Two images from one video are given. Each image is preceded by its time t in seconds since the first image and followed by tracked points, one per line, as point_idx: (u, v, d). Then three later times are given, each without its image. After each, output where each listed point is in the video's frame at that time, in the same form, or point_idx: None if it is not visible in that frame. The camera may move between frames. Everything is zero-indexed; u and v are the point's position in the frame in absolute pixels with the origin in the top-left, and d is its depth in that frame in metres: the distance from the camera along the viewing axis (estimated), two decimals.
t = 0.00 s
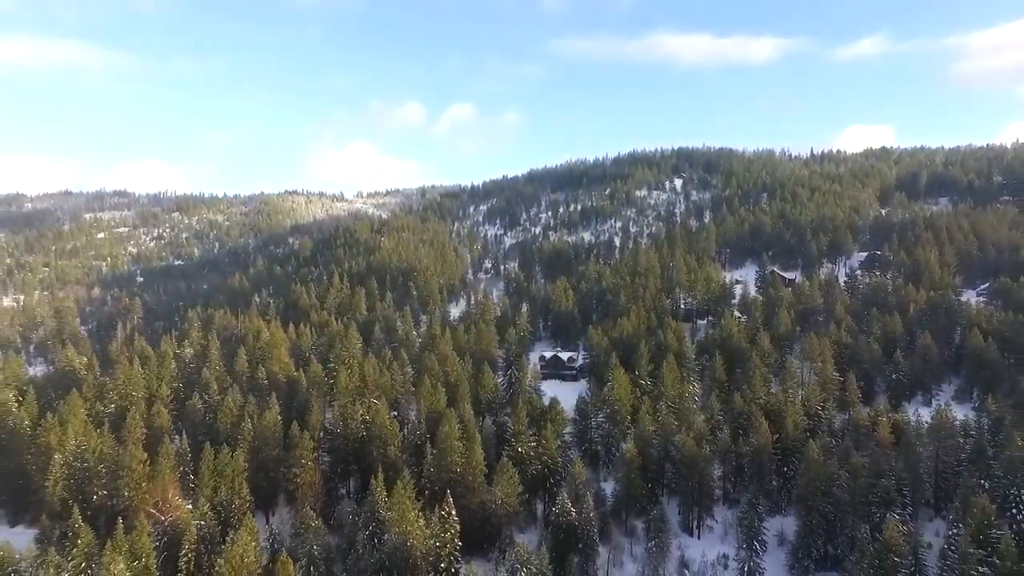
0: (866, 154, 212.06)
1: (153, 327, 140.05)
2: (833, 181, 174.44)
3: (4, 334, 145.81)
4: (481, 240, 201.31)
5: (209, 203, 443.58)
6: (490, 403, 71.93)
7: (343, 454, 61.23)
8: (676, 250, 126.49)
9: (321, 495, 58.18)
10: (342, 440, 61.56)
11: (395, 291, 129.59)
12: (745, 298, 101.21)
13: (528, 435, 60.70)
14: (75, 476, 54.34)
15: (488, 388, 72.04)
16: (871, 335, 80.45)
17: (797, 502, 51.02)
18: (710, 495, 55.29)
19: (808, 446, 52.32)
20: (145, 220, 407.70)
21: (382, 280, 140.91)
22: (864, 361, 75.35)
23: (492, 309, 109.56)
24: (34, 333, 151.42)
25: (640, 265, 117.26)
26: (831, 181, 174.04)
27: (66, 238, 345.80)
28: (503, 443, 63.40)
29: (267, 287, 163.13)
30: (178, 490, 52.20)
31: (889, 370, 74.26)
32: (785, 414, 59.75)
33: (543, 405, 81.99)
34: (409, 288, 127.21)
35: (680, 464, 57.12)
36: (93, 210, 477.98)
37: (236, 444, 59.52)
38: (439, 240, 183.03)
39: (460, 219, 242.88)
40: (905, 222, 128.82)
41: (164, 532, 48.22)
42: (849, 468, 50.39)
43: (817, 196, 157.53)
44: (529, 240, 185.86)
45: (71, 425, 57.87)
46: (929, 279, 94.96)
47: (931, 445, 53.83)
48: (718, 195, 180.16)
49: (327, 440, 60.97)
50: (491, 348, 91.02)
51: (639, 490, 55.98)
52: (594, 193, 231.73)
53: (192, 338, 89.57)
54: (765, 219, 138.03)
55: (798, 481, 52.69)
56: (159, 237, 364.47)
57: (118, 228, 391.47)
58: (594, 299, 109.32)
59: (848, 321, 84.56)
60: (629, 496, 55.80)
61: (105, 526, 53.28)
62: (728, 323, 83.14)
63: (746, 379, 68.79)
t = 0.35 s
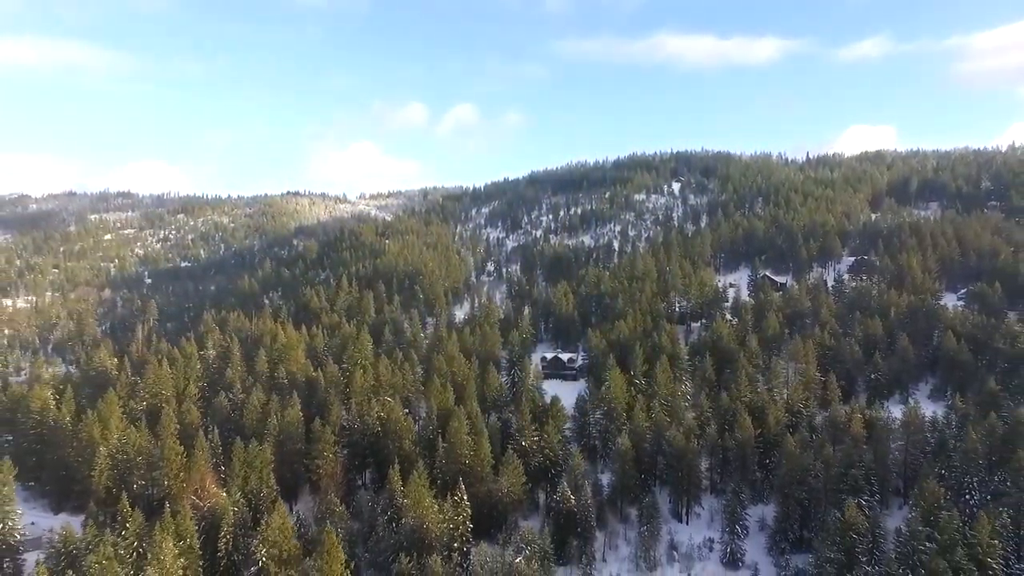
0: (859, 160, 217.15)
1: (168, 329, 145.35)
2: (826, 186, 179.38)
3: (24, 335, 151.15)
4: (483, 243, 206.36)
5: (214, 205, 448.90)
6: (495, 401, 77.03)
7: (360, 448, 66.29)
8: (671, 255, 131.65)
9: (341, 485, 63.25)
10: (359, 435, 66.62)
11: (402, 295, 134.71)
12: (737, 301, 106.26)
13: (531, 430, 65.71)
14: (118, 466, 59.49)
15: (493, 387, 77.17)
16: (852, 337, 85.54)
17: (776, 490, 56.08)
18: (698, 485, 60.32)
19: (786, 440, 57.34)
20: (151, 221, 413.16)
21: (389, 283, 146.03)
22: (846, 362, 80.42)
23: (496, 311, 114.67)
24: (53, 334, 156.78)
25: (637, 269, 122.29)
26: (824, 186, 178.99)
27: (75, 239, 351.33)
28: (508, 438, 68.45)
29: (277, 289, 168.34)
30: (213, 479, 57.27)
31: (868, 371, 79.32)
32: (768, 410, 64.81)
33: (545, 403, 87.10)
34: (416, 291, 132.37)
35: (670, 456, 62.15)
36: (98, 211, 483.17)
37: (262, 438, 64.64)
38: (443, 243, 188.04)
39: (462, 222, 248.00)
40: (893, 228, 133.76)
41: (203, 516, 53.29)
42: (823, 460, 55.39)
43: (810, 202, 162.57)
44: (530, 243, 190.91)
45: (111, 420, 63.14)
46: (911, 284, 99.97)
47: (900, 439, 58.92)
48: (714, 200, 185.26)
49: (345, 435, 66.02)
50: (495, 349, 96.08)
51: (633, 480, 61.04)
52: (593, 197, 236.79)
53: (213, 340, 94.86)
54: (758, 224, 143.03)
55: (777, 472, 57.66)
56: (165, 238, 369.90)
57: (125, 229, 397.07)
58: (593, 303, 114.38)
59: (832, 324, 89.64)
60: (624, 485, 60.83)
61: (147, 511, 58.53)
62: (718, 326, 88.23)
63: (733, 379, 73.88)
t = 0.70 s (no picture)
0: (856, 166, 221.44)
1: (186, 331, 150.75)
2: (823, 191, 183.72)
3: (45, 335, 156.58)
4: (488, 246, 211.24)
5: (221, 206, 454.55)
6: (503, 396, 82.03)
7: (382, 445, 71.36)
8: (670, 259, 136.47)
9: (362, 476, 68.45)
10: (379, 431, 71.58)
11: (411, 298, 139.78)
12: (733, 305, 111.07)
13: (537, 426, 70.67)
14: (156, 459, 64.65)
15: (501, 386, 82.15)
16: (841, 340, 90.31)
17: (764, 481, 60.90)
18: (691, 477, 65.37)
19: (772, 436, 62.06)
20: (161, 222, 419.31)
21: (398, 286, 151.09)
22: (834, 363, 85.21)
23: (501, 313, 119.69)
24: (73, 334, 162.31)
25: (637, 272, 127.15)
26: (821, 191, 183.47)
27: (85, 241, 357.36)
28: (515, 434, 73.52)
29: (289, 292, 173.66)
30: (246, 470, 62.53)
31: (855, 372, 84.15)
32: (757, 407, 69.68)
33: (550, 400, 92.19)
34: (424, 295, 137.41)
35: (665, 450, 67.01)
36: (107, 212, 489.06)
37: (287, 433, 69.78)
38: (450, 246, 193.07)
39: (468, 225, 252.97)
40: (885, 233, 138.29)
41: (238, 503, 58.54)
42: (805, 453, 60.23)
43: (807, 206, 167.08)
44: (534, 247, 195.76)
45: (146, 416, 68.22)
46: (899, 288, 104.49)
47: (879, 435, 63.80)
48: (713, 205, 190.00)
49: (364, 431, 71.14)
50: (501, 349, 101.24)
51: (631, 473, 65.99)
52: (596, 200, 241.45)
53: (234, 342, 99.98)
54: (755, 228, 147.72)
55: (764, 464, 62.53)
56: (174, 239, 375.98)
57: (134, 230, 402.98)
58: (594, 305, 119.36)
59: (821, 326, 94.42)
60: (622, 478, 65.85)
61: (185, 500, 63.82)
62: (713, 329, 93.14)
63: (726, 379, 78.74)
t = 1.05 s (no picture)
0: (859, 170, 224.58)
1: (204, 332, 155.77)
2: (825, 195, 187.24)
3: (68, 334, 161.85)
4: (497, 248, 215.63)
5: (232, 207, 460.59)
6: (513, 395, 86.48)
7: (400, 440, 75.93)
8: (674, 263, 140.44)
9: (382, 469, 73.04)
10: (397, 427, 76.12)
11: (422, 300, 144.32)
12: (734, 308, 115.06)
13: (545, 423, 75.04)
14: (191, 452, 69.38)
15: (512, 385, 86.55)
16: (837, 341, 94.21)
17: (758, 475, 65.08)
18: (690, 471, 69.59)
19: (767, 433, 66.23)
20: (173, 224, 425.76)
21: (409, 288, 155.59)
22: (829, 364, 89.19)
23: (510, 314, 124.03)
24: (95, 334, 167.52)
25: (642, 275, 131.28)
26: (823, 195, 186.92)
27: (100, 241, 363.67)
28: (525, 431, 77.87)
29: (303, 294, 178.53)
30: (275, 462, 67.26)
31: (849, 372, 88.13)
32: (754, 406, 73.85)
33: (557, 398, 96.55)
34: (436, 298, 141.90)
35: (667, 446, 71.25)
36: (119, 213, 496.01)
37: (311, 428, 74.41)
38: (459, 249, 197.54)
39: (476, 227, 257.49)
40: (884, 237, 141.82)
41: (269, 493, 63.29)
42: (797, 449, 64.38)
43: (809, 209, 170.66)
44: (541, 249, 199.97)
45: (180, 412, 72.98)
46: (894, 292, 108.23)
47: (868, 432, 67.91)
48: (717, 209, 193.84)
49: (383, 428, 75.74)
50: (510, 350, 105.66)
51: (634, 467, 70.27)
52: (602, 203, 245.35)
53: (255, 343, 104.74)
54: (757, 232, 151.51)
55: (758, 459, 66.73)
56: (186, 240, 382.05)
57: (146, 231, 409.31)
58: (600, 308, 123.55)
59: (818, 328, 98.43)
60: (626, 472, 70.09)
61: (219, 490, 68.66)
62: (714, 331, 97.23)
63: (725, 379, 82.85)
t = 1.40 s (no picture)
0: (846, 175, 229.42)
1: (205, 333, 158.79)
2: (812, 199, 191.80)
3: (70, 334, 164.34)
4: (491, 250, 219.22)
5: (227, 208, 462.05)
6: (509, 394, 90.17)
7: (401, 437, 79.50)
8: (664, 266, 144.59)
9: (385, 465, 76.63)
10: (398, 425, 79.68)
11: (420, 302, 147.78)
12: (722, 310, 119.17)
13: (540, 421, 78.84)
14: (202, 449, 72.79)
15: (508, 385, 90.27)
16: (819, 343, 98.40)
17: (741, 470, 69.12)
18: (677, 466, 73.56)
19: (749, 430, 70.27)
20: (168, 224, 427.27)
21: (407, 289, 158.99)
22: (810, 364, 93.40)
23: (505, 315, 127.72)
24: (96, 334, 170.10)
25: (633, 278, 135.30)
26: (810, 199, 191.53)
27: (95, 241, 364.73)
28: (521, 429, 81.63)
29: (302, 296, 181.68)
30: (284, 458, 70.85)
31: (829, 373, 92.33)
32: (737, 405, 77.87)
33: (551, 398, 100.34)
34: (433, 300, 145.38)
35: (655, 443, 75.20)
36: (114, 213, 496.75)
37: (317, 426, 77.89)
38: (455, 251, 201.05)
39: (471, 229, 260.98)
40: (868, 241, 146.36)
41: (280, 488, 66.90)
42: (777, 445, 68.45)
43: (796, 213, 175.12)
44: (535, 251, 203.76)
45: (191, 411, 76.34)
46: (875, 295, 112.73)
47: (843, 429, 72.11)
48: (707, 213, 198.30)
49: (386, 426, 79.26)
50: (506, 351, 109.30)
51: (624, 463, 74.18)
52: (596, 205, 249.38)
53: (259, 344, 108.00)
54: (746, 236, 155.81)
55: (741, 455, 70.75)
56: (181, 241, 383.68)
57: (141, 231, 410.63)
58: (592, 310, 127.39)
59: (801, 330, 102.67)
60: (617, 467, 73.99)
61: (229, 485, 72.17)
62: (702, 332, 101.26)
63: (712, 379, 86.84)
